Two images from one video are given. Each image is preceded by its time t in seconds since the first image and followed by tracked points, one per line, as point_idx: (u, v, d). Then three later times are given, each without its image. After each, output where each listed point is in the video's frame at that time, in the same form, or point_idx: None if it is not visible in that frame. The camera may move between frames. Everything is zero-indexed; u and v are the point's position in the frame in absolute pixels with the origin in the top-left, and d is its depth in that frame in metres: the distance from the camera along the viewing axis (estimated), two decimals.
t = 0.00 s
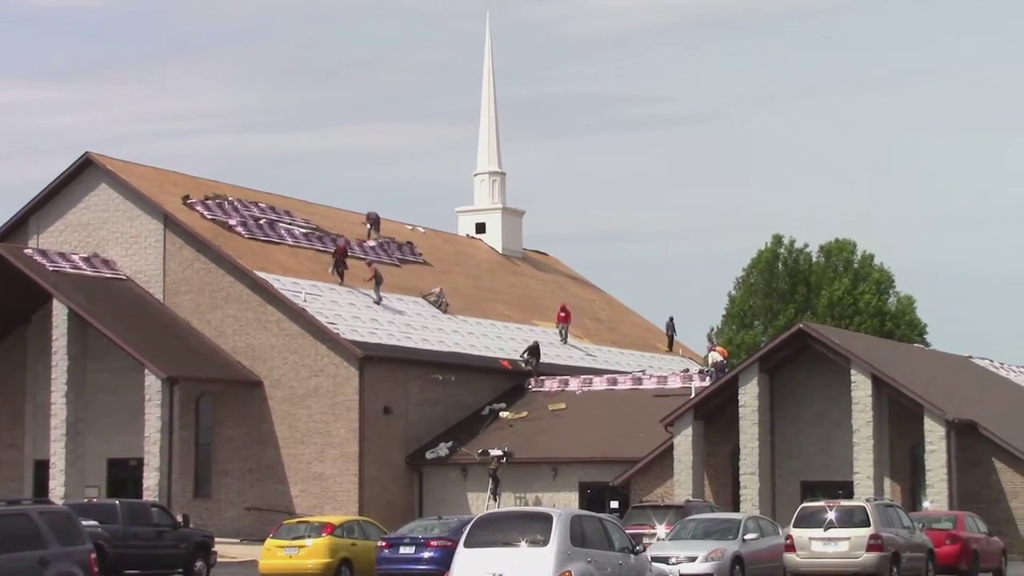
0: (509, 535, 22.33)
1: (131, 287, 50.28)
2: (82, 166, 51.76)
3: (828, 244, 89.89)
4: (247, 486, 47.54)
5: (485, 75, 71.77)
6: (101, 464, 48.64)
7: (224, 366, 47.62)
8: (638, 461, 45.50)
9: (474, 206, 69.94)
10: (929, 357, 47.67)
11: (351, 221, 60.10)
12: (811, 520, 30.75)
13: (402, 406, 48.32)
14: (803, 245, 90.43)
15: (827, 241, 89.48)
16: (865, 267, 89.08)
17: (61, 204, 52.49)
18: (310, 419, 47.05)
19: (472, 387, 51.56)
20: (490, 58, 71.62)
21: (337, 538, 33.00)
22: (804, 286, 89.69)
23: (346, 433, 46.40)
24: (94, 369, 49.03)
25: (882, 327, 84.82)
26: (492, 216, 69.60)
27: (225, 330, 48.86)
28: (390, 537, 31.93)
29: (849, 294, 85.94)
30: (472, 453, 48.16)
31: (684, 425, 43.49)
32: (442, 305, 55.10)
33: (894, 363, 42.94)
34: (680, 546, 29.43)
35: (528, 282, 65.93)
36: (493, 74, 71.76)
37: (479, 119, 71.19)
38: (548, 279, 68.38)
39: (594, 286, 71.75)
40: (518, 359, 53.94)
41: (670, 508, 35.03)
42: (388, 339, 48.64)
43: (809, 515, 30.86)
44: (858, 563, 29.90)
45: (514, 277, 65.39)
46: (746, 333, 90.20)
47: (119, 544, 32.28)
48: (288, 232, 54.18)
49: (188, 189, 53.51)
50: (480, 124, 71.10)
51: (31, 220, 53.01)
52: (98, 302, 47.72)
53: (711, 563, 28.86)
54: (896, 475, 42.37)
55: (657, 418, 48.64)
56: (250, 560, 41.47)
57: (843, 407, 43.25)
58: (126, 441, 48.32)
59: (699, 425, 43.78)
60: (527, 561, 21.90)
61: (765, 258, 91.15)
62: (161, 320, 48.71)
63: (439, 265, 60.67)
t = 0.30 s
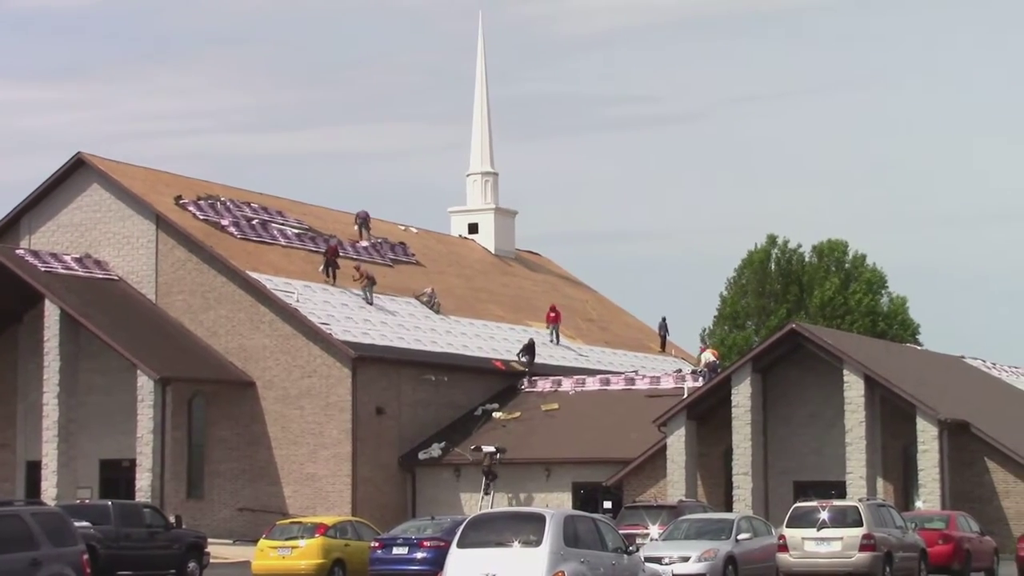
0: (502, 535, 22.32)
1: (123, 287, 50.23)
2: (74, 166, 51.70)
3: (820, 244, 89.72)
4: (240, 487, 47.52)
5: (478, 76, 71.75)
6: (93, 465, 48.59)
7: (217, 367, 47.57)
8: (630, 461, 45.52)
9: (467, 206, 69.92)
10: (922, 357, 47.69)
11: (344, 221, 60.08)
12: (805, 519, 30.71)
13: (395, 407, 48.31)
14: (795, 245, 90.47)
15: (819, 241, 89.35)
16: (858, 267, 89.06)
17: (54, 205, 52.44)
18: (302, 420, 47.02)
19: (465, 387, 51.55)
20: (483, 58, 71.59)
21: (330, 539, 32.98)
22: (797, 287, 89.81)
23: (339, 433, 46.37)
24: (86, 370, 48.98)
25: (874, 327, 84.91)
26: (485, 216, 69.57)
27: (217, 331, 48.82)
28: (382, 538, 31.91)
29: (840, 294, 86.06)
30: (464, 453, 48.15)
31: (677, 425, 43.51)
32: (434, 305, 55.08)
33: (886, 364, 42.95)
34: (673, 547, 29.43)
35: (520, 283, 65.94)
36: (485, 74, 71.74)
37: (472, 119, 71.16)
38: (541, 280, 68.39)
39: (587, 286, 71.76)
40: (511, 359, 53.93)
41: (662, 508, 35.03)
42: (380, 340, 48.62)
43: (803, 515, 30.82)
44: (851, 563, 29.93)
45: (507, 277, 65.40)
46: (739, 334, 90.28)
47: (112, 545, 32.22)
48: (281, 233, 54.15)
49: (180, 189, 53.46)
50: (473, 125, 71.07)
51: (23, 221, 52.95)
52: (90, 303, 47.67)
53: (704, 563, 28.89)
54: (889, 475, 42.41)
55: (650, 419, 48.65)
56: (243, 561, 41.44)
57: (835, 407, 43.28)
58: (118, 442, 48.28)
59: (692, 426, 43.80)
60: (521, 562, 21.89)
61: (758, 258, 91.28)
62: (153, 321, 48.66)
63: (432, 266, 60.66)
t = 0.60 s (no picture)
0: (480, 535, 22.30)
1: (102, 285, 50.09)
2: (53, 163, 51.54)
3: (801, 247, 89.83)
4: (218, 486, 47.42)
5: (460, 76, 71.71)
6: (71, 463, 48.43)
7: (196, 365, 47.46)
8: (609, 462, 45.53)
9: (448, 206, 69.88)
10: (901, 360, 47.80)
11: (325, 220, 60.01)
12: (782, 521, 30.75)
13: (374, 406, 48.26)
14: (775, 247, 90.62)
15: (799, 244, 89.45)
16: (838, 269, 89.23)
17: (33, 201, 52.27)
18: (281, 419, 46.94)
19: (445, 387, 51.52)
20: (465, 58, 71.56)
21: (307, 538, 32.91)
22: (777, 288, 89.96)
23: (318, 433, 46.31)
24: (64, 368, 48.81)
25: (853, 329, 85.11)
26: (466, 216, 69.52)
27: (196, 329, 48.72)
28: (360, 538, 31.86)
29: (819, 296, 86.25)
30: (443, 453, 48.11)
31: (655, 426, 43.54)
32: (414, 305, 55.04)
33: (865, 366, 43.04)
34: (651, 548, 29.43)
35: (501, 283, 65.92)
36: (467, 74, 71.72)
37: (454, 119, 71.11)
38: (521, 280, 68.38)
39: (567, 286, 71.78)
40: (491, 359, 53.90)
41: (640, 509, 35.05)
42: (360, 339, 48.56)
43: (780, 517, 30.85)
44: (828, 565, 29.96)
45: (487, 277, 65.38)
46: (719, 336, 90.31)
47: (88, 543, 32.10)
48: (261, 231, 54.05)
49: (160, 187, 53.33)
50: (454, 124, 71.03)
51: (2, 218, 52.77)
52: (69, 300, 47.53)
53: (681, 565, 28.89)
54: (867, 477, 42.48)
55: (629, 419, 48.66)
56: (220, 560, 41.35)
57: (814, 409, 43.35)
58: (96, 440, 48.14)
59: (671, 427, 43.82)
60: (498, 562, 21.87)
61: (738, 260, 91.47)
62: (132, 319, 48.53)
63: (412, 265, 60.61)
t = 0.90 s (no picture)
0: (449, 536, 22.30)
1: (69, 287, 49.89)
2: (20, 165, 51.30)
3: (769, 248, 90.04)
4: (187, 488, 47.28)
5: (428, 76, 71.68)
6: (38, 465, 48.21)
7: (164, 367, 47.32)
8: (579, 462, 45.57)
9: (417, 207, 69.85)
10: (870, 360, 47.97)
11: (293, 221, 59.89)
12: (751, 521, 30.82)
13: (344, 408, 48.20)
14: (743, 248, 90.87)
15: (768, 245, 89.69)
16: (805, 270, 89.54)
17: None
18: (250, 421, 46.84)
19: (414, 388, 51.48)
20: (434, 59, 71.53)
21: (277, 540, 32.84)
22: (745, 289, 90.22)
23: (287, 434, 46.22)
24: (31, 371, 48.59)
25: (822, 329, 85.42)
26: (435, 217, 69.50)
27: (164, 331, 48.57)
28: (329, 539, 31.81)
29: (788, 297, 86.48)
30: (413, 454, 48.06)
31: (625, 427, 43.60)
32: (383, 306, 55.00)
33: (834, 366, 43.20)
34: (620, 547, 29.48)
35: (470, 284, 65.91)
36: (436, 75, 71.70)
37: (422, 120, 71.07)
38: (490, 281, 68.39)
39: (536, 287, 71.82)
40: (460, 360, 53.90)
41: (610, 510, 35.11)
42: (329, 340, 48.49)
43: (749, 517, 30.91)
44: (796, 565, 30.03)
45: (456, 278, 65.37)
46: (689, 337, 90.42)
47: (56, 546, 31.95)
48: (230, 232, 53.92)
49: (128, 188, 53.14)
50: (423, 125, 70.99)
51: None
52: (36, 302, 47.34)
53: (650, 565, 28.94)
54: (836, 477, 42.63)
55: (599, 420, 48.73)
56: (189, 563, 41.22)
57: (783, 409, 43.50)
58: (64, 443, 47.94)
59: (641, 427, 43.90)
60: (467, 563, 21.88)
61: (706, 261, 91.65)
62: (100, 321, 48.35)
63: (381, 266, 60.56)
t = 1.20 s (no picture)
0: (431, 536, 22.28)
1: (51, 285, 49.75)
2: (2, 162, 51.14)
3: (752, 249, 90.22)
4: (168, 486, 47.21)
5: (412, 76, 71.65)
6: (19, 464, 48.08)
7: (146, 366, 47.22)
8: (561, 463, 45.60)
9: (399, 206, 69.82)
10: (852, 361, 48.08)
11: (276, 220, 59.80)
12: (734, 521, 30.86)
13: (326, 407, 48.15)
14: (725, 249, 91.00)
15: (750, 246, 89.86)
16: (788, 271, 89.70)
17: None
18: (232, 420, 46.76)
19: (397, 388, 51.44)
20: (417, 58, 71.51)
21: (258, 539, 32.79)
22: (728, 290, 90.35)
23: (269, 433, 46.14)
24: (12, 369, 48.45)
25: (804, 330, 85.58)
26: (417, 216, 69.48)
27: (146, 330, 48.47)
28: (311, 539, 31.80)
29: (771, 298, 86.54)
30: (395, 453, 48.03)
31: (607, 427, 43.63)
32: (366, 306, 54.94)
33: (816, 367, 43.29)
34: (602, 548, 29.51)
35: (453, 283, 65.88)
36: (419, 75, 71.68)
37: (405, 119, 71.03)
38: (473, 280, 68.38)
39: (519, 286, 71.84)
40: (442, 360, 53.88)
41: (592, 510, 35.12)
42: (311, 339, 48.43)
43: (732, 518, 30.94)
44: (778, 565, 30.07)
45: (439, 278, 65.34)
46: (672, 338, 90.38)
47: (37, 544, 31.86)
48: (212, 231, 53.81)
49: (110, 186, 53.01)
50: (406, 124, 70.95)
51: None
52: (18, 300, 47.19)
53: (632, 565, 28.97)
54: (817, 477, 42.70)
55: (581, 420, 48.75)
56: (171, 562, 41.14)
57: (765, 410, 43.57)
58: (45, 442, 47.82)
59: (623, 427, 43.92)
60: (451, 563, 21.86)
61: (688, 261, 91.67)
62: (82, 319, 48.24)
63: (364, 266, 60.50)
